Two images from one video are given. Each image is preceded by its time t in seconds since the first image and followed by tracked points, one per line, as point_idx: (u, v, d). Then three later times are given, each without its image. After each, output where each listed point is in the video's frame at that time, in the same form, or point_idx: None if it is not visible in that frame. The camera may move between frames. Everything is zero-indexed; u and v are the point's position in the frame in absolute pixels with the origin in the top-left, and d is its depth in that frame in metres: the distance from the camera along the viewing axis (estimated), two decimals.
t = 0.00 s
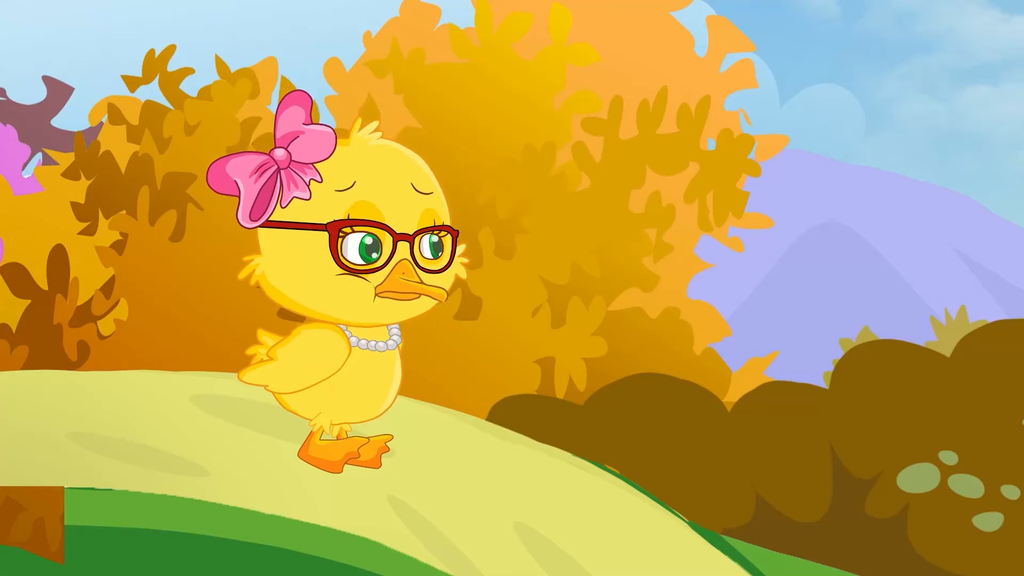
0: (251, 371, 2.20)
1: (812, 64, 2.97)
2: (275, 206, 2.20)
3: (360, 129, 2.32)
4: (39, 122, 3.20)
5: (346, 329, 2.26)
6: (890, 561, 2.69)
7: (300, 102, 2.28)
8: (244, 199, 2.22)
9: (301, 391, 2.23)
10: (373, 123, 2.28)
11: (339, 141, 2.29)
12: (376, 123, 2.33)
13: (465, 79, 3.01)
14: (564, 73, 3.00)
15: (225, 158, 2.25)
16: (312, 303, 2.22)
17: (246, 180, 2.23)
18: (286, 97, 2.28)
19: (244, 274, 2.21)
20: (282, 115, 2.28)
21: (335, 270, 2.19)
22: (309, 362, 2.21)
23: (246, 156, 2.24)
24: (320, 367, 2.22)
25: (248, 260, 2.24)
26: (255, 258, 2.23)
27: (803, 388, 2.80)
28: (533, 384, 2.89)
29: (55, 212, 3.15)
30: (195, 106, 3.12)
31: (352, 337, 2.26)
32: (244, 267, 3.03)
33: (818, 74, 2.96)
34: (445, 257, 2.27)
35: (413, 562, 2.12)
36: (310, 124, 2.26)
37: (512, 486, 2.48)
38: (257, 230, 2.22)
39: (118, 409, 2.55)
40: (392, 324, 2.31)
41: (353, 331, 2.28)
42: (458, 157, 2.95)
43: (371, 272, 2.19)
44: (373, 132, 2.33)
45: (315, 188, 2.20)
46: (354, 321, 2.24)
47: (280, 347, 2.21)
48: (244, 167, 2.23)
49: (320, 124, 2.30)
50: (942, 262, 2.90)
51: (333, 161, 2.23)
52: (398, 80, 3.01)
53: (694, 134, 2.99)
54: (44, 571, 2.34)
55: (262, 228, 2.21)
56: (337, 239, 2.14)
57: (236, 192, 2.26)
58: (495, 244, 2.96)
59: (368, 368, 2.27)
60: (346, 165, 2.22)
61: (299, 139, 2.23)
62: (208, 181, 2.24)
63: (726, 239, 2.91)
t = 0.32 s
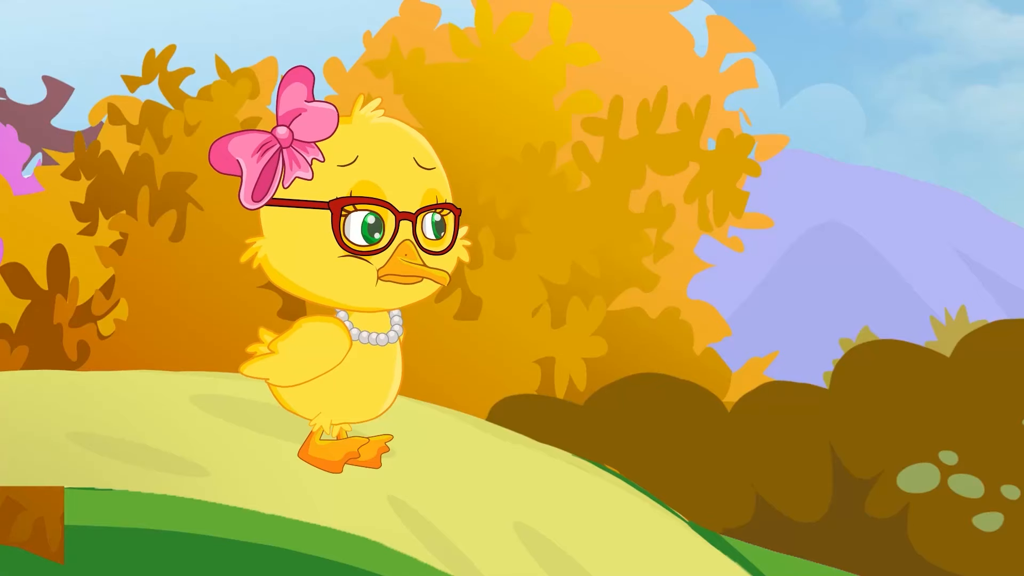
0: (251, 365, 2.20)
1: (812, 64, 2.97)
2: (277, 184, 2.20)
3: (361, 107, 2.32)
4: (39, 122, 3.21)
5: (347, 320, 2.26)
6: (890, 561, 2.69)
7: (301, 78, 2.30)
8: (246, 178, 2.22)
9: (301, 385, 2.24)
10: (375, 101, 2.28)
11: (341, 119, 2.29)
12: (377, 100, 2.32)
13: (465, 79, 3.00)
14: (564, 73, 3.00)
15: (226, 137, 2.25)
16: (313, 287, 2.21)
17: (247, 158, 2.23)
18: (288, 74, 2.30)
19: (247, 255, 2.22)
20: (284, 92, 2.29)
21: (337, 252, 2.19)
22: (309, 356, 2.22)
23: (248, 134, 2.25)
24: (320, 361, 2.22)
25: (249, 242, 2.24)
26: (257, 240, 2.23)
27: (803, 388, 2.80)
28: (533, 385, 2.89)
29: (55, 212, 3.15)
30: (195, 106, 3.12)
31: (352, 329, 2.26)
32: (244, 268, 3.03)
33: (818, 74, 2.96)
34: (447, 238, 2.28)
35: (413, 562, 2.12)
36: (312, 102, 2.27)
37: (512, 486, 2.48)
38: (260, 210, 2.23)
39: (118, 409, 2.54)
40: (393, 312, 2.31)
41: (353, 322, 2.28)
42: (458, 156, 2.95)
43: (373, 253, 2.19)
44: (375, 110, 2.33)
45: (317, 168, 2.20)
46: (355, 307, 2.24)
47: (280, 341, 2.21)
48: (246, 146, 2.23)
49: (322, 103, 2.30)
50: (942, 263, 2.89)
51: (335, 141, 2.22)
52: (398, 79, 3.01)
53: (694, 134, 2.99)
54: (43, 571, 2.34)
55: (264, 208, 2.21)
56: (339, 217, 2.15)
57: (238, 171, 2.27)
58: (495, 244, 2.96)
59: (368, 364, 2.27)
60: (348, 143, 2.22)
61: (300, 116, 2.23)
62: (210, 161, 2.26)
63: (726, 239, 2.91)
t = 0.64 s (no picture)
0: (251, 365, 2.19)
1: (812, 64, 2.96)
2: (277, 184, 2.20)
3: (362, 106, 2.31)
4: (39, 122, 3.21)
5: (347, 320, 2.26)
6: (890, 561, 2.69)
7: (301, 78, 2.29)
8: (246, 178, 2.22)
9: (301, 385, 2.23)
10: (375, 101, 2.28)
11: (340, 119, 2.29)
12: (377, 99, 2.32)
13: (466, 79, 3.00)
14: (564, 73, 3.00)
15: (226, 137, 2.24)
16: (312, 287, 2.21)
17: (247, 158, 2.22)
18: (288, 73, 2.29)
19: (247, 256, 2.22)
20: (284, 92, 2.29)
21: (337, 252, 2.19)
22: (310, 356, 2.22)
23: (247, 134, 2.24)
24: (320, 360, 2.22)
25: (249, 242, 2.24)
26: (256, 240, 2.23)
27: (804, 388, 2.80)
28: (533, 385, 2.89)
29: (55, 212, 3.16)
30: (195, 106, 3.12)
31: (352, 329, 2.26)
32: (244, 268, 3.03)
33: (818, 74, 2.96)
34: (447, 238, 2.28)
35: (413, 562, 2.13)
36: (312, 102, 2.26)
37: (512, 485, 2.48)
38: (260, 211, 2.23)
39: (118, 409, 2.55)
40: (393, 312, 2.31)
41: (353, 322, 2.28)
42: (458, 157, 2.95)
43: (373, 253, 2.19)
44: (375, 109, 2.32)
45: (317, 168, 2.20)
46: (355, 307, 2.24)
47: (281, 341, 2.21)
48: (246, 146, 2.22)
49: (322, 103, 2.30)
50: (941, 263, 2.88)
51: (335, 140, 2.22)
52: (398, 79, 3.01)
53: (694, 134, 2.99)
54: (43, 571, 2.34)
55: (264, 208, 2.21)
56: (339, 216, 2.15)
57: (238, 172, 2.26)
58: (495, 244, 2.96)
59: (368, 364, 2.27)
60: (349, 143, 2.22)
61: (300, 116, 2.23)
62: (210, 161, 2.25)
63: (726, 239, 2.91)
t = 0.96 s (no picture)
0: (258, 360, 2.21)
1: (812, 64, 2.96)
2: (267, 209, 2.21)
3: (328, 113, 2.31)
4: (39, 122, 3.21)
5: (352, 317, 2.26)
6: (890, 561, 2.69)
7: (263, 101, 2.29)
8: (235, 212, 2.24)
9: (308, 381, 2.24)
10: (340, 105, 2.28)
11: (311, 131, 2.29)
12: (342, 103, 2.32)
13: (466, 79, 3.01)
14: (565, 73, 3.00)
15: (206, 177, 2.26)
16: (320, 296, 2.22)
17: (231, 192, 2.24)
18: (249, 100, 2.28)
19: (255, 283, 2.24)
20: (249, 119, 2.29)
21: (342, 256, 2.20)
22: (316, 352, 2.22)
23: (224, 169, 2.25)
24: (326, 356, 2.22)
25: (255, 270, 2.27)
26: (261, 268, 2.25)
27: (804, 388, 2.79)
28: (533, 385, 2.89)
29: (55, 212, 3.16)
30: (195, 106, 3.12)
31: (358, 325, 2.27)
32: (243, 268, 3.03)
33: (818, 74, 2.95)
34: (445, 217, 2.28)
35: (413, 562, 2.15)
36: (278, 121, 2.27)
37: (512, 485, 2.47)
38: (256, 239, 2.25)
39: (118, 409, 2.53)
40: (398, 308, 2.32)
41: (359, 319, 2.28)
42: (458, 157, 2.95)
43: (377, 250, 2.21)
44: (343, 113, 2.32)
45: (300, 182, 2.21)
46: (366, 303, 2.24)
47: (287, 337, 2.22)
48: (226, 181, 2.24)
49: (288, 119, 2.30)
50: (941, 263, 2.88)
51: (310, 153, 2.23)
52: (398, 79, 3.01)
53: (694, 134, 2.99)
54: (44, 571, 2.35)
55: (260, 236, 2.23)
56: (335, 224, 2.17)
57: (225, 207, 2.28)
58: (495, 244, 2.96)
59: (374, 358, 2.27)
60: (324, 153, 2.22)
61: (271, 138, 2.24)
62: (195, 205, 2.27)
63: (726, 239, 2.91)
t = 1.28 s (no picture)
0: (252, 364, 2.21)
1: (812, 64, 2.96)
2: (252, 218, 2.22)
3: (308, 116, 2.30)
4: (40, 122, 3.21)
5: (350, 323, 2.25)
6: (890, 561, 2.69)
7: (244, 109, 2.32)
8: (220, 221, 2.26)
9: (303, 385, 2.25)
10: (320, 108, 2.25)
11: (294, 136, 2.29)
12: (320, 106, 2.30)
13: (466, 79, 3.01)
14: (565, 73, 3.00)
15: (190, 188, 2.30)
16: (310, 304, 2.22)
17: (216, 203, 2.27)
18: (229, 108, 2.31)
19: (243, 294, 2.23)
20: (230, 127, 2.32)
21: (330, 262, 2.20)
22: (308, 356, 2.22)
23: (208, 180, 2.29)
24: (320, 360, 2.22)
25: (244, 280, 2.27)
26: (250, 276, 2.24)
27: (804, 388, 2.79)
28: (533, 385, 2.89)
29: (55, 212, 3.16)
30: (195, 106, 3.12)
31: (353, 329, 2.26)
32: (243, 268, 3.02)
33: (819, 75, 2.95)
34: (429, 218, 2.27)
35: (413, 562, 2.16)
36: (259, 129, 2.29)
37: (512, 485, 2.47)
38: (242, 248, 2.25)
39: (119, 409, 2.53)
40: (393, 309, 2.31)
41: (354, 323, 2.27)
42: (458, 157, 2.96)
43: (363, 254, 2.21)
44: (321, 116, 2.31)
45: (283, 190, 2.22)
46: (352, 310, 2.24)
47: (281, 341, 2.22)
48: (211, 192, 2.28)
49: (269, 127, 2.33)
50: (941, 263, 2.88)
51: (291, 160, 2.24)
52: (398, 79, 3.01)
53: (694, 134, 2.99)
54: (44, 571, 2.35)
55: (245, 245, 2.23)
56: (320, 230, 2.18)
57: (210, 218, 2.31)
58: (495, 244, 2.96)
59: (366, 362, 2.27)
60: (305, 159, 2.23)
61: (252, 147, 2.26)
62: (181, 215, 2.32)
63: (726, 239, 2.91)
